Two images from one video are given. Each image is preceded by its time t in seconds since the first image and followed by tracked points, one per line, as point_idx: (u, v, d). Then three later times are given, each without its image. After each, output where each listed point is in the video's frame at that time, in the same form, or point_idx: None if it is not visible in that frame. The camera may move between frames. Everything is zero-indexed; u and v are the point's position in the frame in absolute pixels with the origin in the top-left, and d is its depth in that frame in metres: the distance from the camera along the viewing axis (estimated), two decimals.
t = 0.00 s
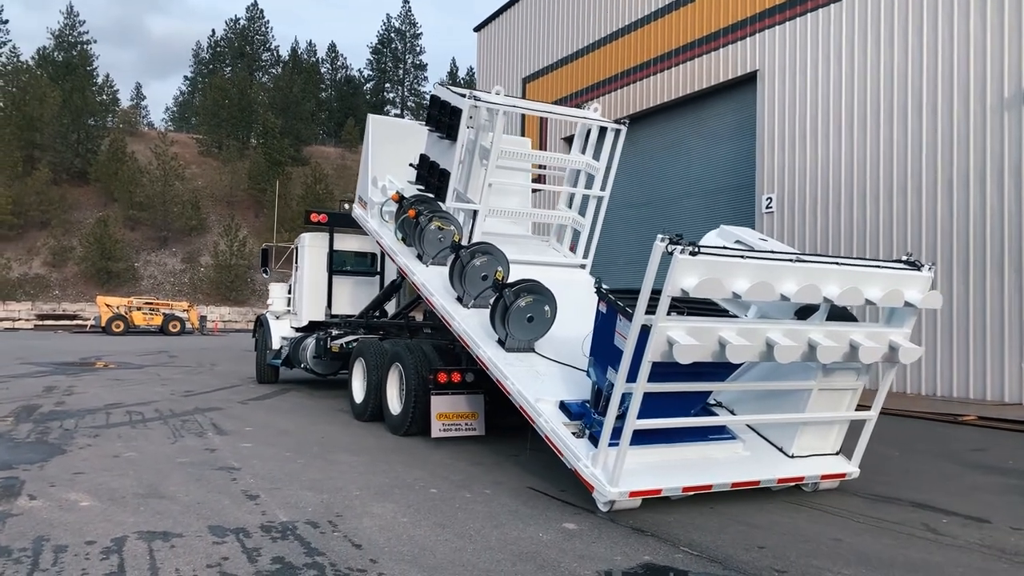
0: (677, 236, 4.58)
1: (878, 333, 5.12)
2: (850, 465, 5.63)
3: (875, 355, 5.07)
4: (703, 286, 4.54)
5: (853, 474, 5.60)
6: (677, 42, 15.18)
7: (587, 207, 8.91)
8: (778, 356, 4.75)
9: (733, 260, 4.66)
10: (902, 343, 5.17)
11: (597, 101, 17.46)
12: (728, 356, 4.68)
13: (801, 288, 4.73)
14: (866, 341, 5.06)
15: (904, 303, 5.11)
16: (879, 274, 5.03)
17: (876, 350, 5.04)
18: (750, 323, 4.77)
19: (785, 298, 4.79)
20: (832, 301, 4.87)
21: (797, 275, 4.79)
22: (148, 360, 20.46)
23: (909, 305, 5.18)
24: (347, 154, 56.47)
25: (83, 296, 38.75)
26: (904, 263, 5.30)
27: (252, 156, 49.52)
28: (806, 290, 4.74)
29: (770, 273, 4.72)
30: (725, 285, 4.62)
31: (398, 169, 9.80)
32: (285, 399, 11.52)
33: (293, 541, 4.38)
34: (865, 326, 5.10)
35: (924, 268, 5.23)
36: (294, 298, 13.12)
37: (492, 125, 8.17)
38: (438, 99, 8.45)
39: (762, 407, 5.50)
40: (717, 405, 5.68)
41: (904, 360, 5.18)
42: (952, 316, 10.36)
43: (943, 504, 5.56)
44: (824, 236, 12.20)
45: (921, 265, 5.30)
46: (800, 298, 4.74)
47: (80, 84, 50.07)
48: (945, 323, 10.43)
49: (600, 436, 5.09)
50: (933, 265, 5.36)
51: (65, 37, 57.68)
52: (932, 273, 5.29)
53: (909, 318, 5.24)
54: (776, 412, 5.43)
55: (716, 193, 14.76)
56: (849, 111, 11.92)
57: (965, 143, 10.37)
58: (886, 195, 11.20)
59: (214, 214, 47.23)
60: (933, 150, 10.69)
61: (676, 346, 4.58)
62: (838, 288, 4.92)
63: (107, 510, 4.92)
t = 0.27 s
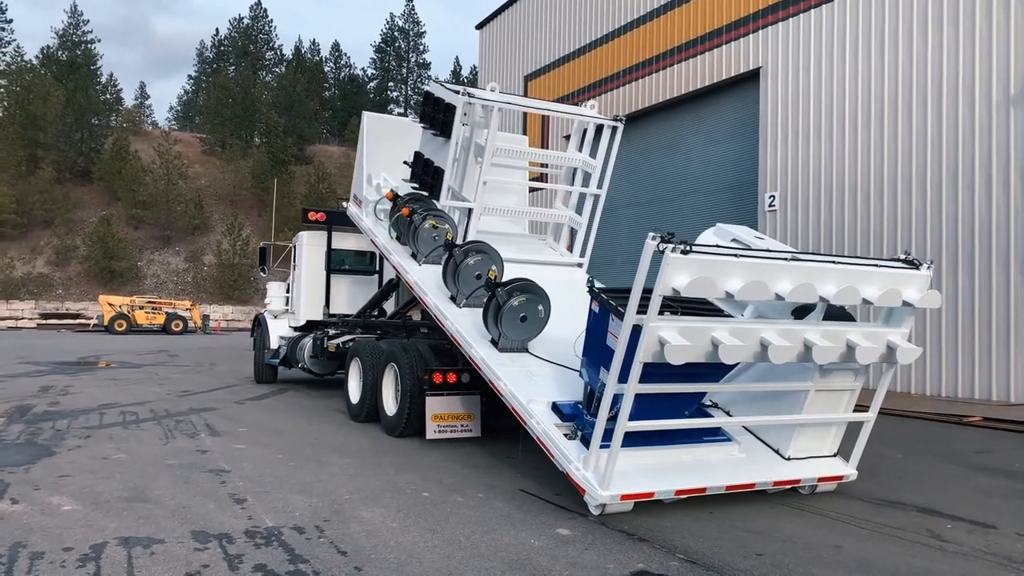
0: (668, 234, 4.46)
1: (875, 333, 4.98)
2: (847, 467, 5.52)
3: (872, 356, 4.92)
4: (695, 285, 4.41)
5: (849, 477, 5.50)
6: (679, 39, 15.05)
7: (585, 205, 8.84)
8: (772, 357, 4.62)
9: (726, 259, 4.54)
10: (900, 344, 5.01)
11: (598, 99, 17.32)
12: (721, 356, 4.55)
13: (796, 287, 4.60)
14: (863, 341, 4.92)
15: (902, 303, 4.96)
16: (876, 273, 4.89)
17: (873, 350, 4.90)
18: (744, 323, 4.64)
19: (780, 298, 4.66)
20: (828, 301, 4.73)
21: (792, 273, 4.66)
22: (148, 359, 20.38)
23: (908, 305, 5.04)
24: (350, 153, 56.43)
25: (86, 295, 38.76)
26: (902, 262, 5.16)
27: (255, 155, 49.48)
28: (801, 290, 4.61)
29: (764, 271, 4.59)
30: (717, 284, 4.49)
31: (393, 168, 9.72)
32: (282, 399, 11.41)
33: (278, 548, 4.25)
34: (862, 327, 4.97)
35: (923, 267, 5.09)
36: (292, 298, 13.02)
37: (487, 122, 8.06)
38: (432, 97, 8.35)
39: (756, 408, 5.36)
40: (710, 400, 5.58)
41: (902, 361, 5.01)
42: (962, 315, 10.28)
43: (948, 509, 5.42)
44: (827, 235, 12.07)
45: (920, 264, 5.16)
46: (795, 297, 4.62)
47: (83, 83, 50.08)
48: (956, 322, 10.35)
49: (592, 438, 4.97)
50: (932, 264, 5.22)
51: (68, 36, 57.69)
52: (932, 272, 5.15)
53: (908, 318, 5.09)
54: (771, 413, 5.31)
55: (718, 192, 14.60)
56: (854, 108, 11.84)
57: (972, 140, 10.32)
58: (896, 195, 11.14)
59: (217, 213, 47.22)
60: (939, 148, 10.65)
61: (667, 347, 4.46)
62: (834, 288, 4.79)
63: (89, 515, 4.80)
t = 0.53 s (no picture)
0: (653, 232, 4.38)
1: (866, 333, 4.89)
2: (839, 468, 5.45)
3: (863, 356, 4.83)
4: (680, 284, 4.34)
5: (841, 478, 5.43)
6: (678, 37, 14.96)
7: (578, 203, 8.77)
8: (760, 357, 4.54)
9: (712, 257, 4.46)
10: (891, 344, 4.92)
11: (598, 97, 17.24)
12: (708, 356, 4.47)
13: (784, 286, 4.51)
14: (854, 341, 4.83)
15: (893, 302, 4.88)
16: (866, 272, 4.81)
17: (864, 350, 4.81)
18: (731, 322, 4.56)
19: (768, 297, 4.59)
20: (817, 300, 4.65)
21: (780, 272, 4.59)
22: (147, 358, 20.32)
23: (899, 304, 4.95)
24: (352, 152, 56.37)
25: (88, 294, 38.75)
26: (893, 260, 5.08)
27: (256, 154, 49.43)
28: (790, 289, 4.53)
29: (751, 270, 4.51)
30: (703, 284, 4.41)
31: (385, 166, 9.63)
32: (276, 399, 11.33)
33: (257, 552, 4.17)
34: (853, 326, 4.88)
35: (914, 266, 5.01)
36: (287, 297, 12.93)
37: (478, 119, 7.99)
38: (424, 94, 8.26)
39: (746, 409, 5.28)
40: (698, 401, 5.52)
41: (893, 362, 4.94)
42: (964, 314, 10.18)
43: (945, 512, 5.32)
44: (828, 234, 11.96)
45: (911, 262, 5.07)
46: (782, 296, 4.54)
47: (85, 82, 50.07)
48: (959, 322, 10.25)
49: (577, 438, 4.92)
50: (923, 263, 5.14)
51: (71, 35, 57.69)
52: (923, 272, 5.08)
53: (900, 318, 5.00)
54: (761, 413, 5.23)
55: (717, 191, 14.50)
56: (854, 106, 11.73)
57: (973, 138, 10.21)
58: (898, 194, 11.03)
59: (218, 212, 47.20)
60: (940, 146, 10.55)
61: (652, 347, 4.38)
62: (824, 287, 4.70)
63: (69, 518, 4.73)
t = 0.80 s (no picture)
0: (633, 232, 4.43)
1: (852, 335, 4.92)
2: (825, 472, 5.41)
3: (849, 358, 4.84)
4: (660, 285, 4.39)
5: (828, 482, 5.38)
6: (675, 37, 14.88)
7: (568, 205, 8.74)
8: (743, 358, 4.58)
9: (693, 258, 4.50)
10: (877, 345, 4.96)
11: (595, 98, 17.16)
12: (689, 359, 4.53)
13: (766, 287, 4.58)
14: (840, 342, 4.86)
15: (878, 304, 4.91)
16: (851, 274, 4.85)
17: (849, 352, 4.82)
18: (713, 324, 4.61)
19: (750, 298, 4.64)
20: (800, 301, 4.70)
21: (762, 273, 4.63)
22: (142, 359, 20.20)
23: (885, 306, 4.98)
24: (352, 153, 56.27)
25: (87, 295, 38.64)
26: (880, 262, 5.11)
27: (256, 155, 49.33)
28: (772, 289, 4.59)
29: (734, 271, 4.55)
30: (684, 285, 4.46)
31: (372, 165, 9.75)
32: (267, 401, 11.24)
33: (230, 558, 4.09)
34: (839, 328, 4.91)
35: (900, 267, 5.04)
36: (280, 298, 12.83)
37: (466, 119, 7.96)
38: (412, 93, 8.30)
39: (733, 411, 5.36)
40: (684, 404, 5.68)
41: (880, 363, 4.97)
42: (963, 315, 10.08)
43: (937, 517, 5.23)
44: (826, 235, 11.87)
45: (898, 263, 5.10)
46: (764, 297, 4.59)
47: (84, 83, 49.96)
48: (958, 323, 10.15)
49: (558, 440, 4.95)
50: (910, 263, 5.16)
51: (72, 36, 57.58)
52: (910, 272, 5.10)
53: (887, 319, 5.03)
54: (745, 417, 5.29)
55: (715, 191, 14.41)
56: (852, 105, 11.64)
57: (970, 138, 10.13)
58: (897, 194, 10.92)
59: (217, 213, 47.12)
60: (937, 146, 10.46)
61: (632, 348, 4.43)
62: (807, 288, 4.75)
63: (42, 523, 4.64)
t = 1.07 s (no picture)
0: (624, 236, 4.45)
1: (846, 338, 4.98)
2: (819, 475, 5.45)
3: (842, 361, 4.94)
4: (650, 289, 4.39)
5: (823, 485, 5.42)
6: (674, 39, 14.86)
7: (564, 207, 8.86)
8: (734, 362, 4.63)
9: (684, 261, 4.52)
10: (871, 348, 4.98)
11: (594, 100, 17.15)
12: (680, 362, 4.56)
13: (758, 290, 4.61)
14: (832, 346, 4.92)
15: (871, 307, 4.94)
16: (843, 276, 4.89)
17: (842, 355, 4.91)
18: (704, 328, 4.65)
19: (741, 301, 4.67)
20: (792, 304, 4.73)
21: (754, 276, 4.65)
22: (141, 362, 20.15)
23: (878, 309, 5.01)
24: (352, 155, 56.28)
25: (87, 297, 38.60)
26: (873, 264, 5.13)
27: (256, 157, 49.34)
28: (763, 293, 4.62)
29: (725, 274, 4.58)
30: (674, 288, 4.47)
31: (365, 167, 9.87)
32: (265, 404, 11.21)
33: (220, 565, 4.05)
34: (831, 331, 4.95)
35: (893, 270, 5.07)
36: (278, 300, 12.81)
37: (461, 123, 8.13)
38: (406, 97, 8.48)
39: (726, 415, 5.42)
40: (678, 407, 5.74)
41: (873, 366, 4.98)
42: (965, 317, 10.03)
43: (936, 522, 5.18)
44: (826, 236, 11.83)
45: (891, 265, 5.12)
46: (755, 301, 4.63)
47: (85, 86, 49.93)
48: (959, 325, 10.09)
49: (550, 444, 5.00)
50: (903, 266, 5.17)
51: (72, 39, 57.62)
52: (903, 275, 5.12)
53: (880, 322, 5.05)
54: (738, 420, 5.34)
55: (714, 193, 14.40)
56: (852, 106, 11.60)
57: (970, 139, 10.09)
58: (898, 195, 10.87)
59: (218, 216, 47.11)
60: (937, 147, 10.43)
61: (623, 352, 4.46)
62: (799, 290, 4.78)
63: (32, 529, 4.61)
